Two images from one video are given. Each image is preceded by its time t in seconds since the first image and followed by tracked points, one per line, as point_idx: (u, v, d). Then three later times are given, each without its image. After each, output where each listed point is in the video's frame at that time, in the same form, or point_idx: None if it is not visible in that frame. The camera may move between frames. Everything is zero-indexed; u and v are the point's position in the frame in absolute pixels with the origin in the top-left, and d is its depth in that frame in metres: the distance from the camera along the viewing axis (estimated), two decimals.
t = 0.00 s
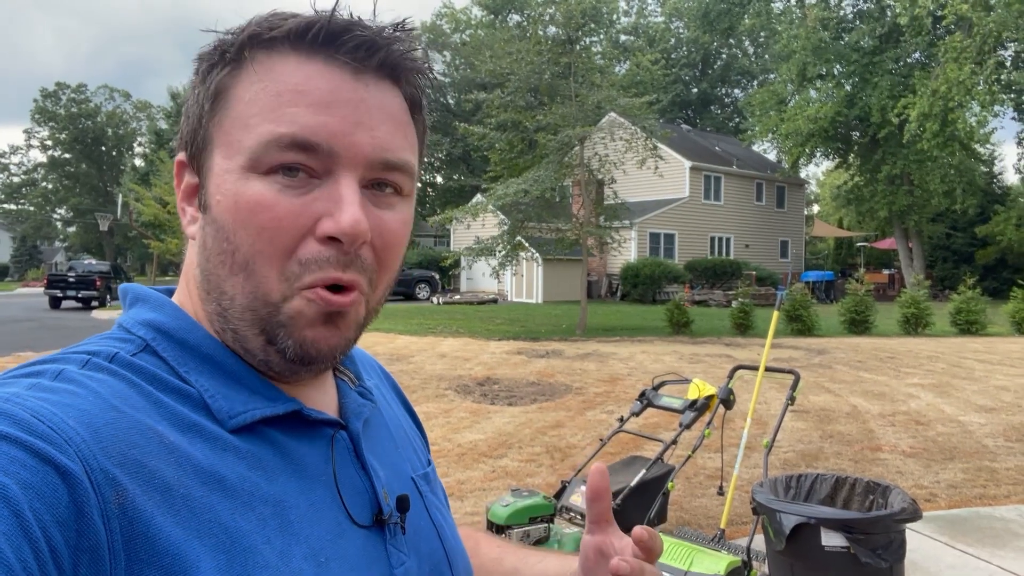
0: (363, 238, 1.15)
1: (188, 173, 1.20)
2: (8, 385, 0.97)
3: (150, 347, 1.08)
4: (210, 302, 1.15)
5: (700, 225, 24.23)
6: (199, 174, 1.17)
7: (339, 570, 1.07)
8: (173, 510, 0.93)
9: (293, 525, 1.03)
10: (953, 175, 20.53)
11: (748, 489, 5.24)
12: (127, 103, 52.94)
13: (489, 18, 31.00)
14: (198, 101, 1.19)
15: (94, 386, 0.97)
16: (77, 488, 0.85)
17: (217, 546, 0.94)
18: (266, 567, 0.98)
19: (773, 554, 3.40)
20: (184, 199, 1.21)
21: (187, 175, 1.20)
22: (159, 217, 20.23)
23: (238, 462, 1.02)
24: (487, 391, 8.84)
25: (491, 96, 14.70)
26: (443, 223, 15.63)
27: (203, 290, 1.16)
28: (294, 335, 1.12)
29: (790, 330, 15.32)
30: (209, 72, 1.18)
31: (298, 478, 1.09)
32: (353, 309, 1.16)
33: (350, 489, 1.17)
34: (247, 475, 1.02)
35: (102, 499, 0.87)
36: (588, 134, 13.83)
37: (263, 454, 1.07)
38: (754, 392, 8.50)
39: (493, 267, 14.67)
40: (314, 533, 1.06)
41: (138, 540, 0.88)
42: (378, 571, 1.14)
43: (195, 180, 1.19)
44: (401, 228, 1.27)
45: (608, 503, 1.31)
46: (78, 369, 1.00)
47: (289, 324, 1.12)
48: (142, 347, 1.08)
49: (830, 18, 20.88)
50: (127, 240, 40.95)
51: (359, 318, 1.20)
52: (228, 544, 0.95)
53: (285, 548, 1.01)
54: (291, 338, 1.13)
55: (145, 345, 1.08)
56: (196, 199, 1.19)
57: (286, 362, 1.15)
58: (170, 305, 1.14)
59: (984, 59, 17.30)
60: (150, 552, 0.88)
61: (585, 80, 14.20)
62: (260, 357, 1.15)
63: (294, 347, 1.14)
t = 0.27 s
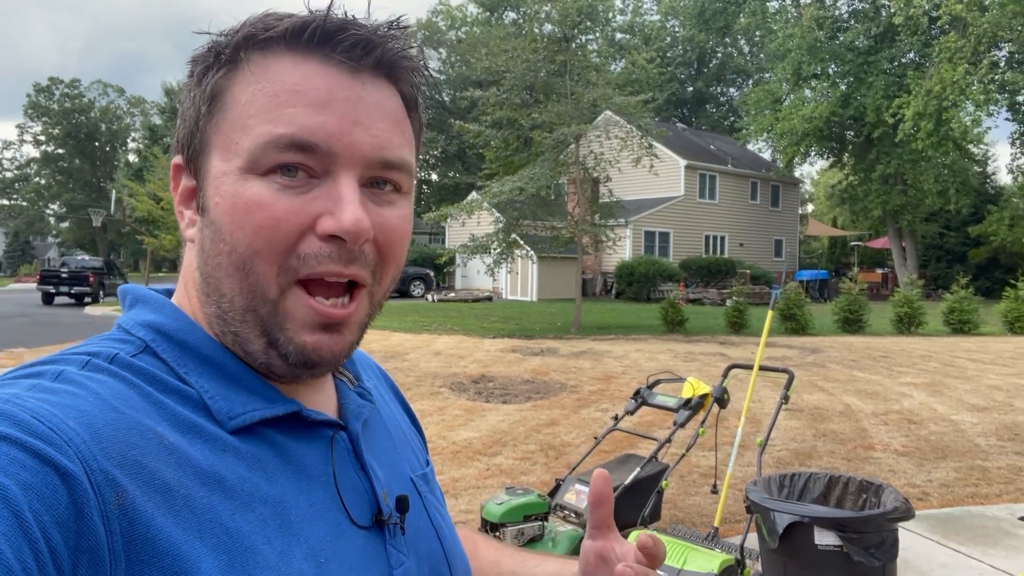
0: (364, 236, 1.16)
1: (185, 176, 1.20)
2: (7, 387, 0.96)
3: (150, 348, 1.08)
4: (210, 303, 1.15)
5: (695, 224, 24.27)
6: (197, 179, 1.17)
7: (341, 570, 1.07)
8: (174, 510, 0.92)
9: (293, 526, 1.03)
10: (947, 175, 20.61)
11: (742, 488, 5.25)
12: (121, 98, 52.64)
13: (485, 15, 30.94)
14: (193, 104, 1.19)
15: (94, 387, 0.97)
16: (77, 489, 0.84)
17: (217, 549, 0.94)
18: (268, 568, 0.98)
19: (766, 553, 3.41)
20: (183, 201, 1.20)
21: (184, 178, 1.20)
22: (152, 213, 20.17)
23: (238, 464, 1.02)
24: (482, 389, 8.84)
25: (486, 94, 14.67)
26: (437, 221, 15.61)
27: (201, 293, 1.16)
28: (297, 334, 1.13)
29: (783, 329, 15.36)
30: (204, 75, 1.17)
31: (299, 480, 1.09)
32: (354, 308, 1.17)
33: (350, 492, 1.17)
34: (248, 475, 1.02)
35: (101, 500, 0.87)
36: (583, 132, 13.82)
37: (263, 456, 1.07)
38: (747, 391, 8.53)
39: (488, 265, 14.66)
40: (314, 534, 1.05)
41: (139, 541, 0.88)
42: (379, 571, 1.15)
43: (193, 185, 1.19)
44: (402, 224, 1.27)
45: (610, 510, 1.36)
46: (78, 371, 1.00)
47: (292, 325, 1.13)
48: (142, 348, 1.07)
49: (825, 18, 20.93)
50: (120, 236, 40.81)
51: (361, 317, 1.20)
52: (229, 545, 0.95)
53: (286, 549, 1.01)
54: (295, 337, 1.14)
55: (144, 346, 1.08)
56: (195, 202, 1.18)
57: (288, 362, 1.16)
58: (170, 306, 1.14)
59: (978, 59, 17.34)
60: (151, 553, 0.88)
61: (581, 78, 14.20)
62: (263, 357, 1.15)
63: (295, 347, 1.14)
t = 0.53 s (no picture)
0: (365, 234, 1.16)
1: (183, 177, 1.20)
2: (6, 387, 0.96)
3: (150, 348, 1.08)
4: (210, 303, 1.15)
5: (692, 226, 24.31)
6: (194, 181, 1.17)
7: (340, 572, 1.06)
8: (173, 510, 0.92)
9: (292, 527, 1.03)
10: (944, 178, 20.67)
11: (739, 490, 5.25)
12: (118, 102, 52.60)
13: (483, 19, 30.99)
14: (192, 105, 1.19)
15: (93, 387, 0.97)
16: (76, 488, 0.85)
17: (215, 549, 0.94)
18: (267, 569, 0.97)
19: (764, 555, 3.41)
20: (181, 203, 1.20)
21: (180, 180, 1.20)
22: (150, 216, 20.17)
23: (237, 465, 1.02)
24: (480, 392, 8.84)
25: (484, 97, 14.68)
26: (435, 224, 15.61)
27: (202, 293, 1.16)
28: (299, 334, 1.13)
29: (781, 332, 15.37)
30: (203, 76, 1.17)
31: (299, 480, 1.09)
32: (354, 305, 1.17)
33: (349, 493, 1.17)
34: (248, 476, 1.02)
35: (100, 500, 0.86)
36: (581, 136, 13.82)
37: (263, 456, 1.07)
38: (745, 394, 8.54)
39: (486, 268, 14.66)
40: (314, 535, 1.05)
41: (138, 541, 0.87)
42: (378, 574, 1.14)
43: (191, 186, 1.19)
44: (401, 222, 1.27)
45: (620, 525, 1.31)
46: (77, 371, 1.00)
47: (294, 323, 1.13)
48: (141, 348, 1.07)
49: (822, 21, 20.99)
50: (117, 239, 40.77)
51: (361, 315, 1.21)
52: (228, 545, 0.95)
53: (285, 549, 1.01)
54: (297, 337, 1.14)
55: (143, 347, 1.08)
56: (195, 202, 1.19)
57: (290, 363, 1.16)
58: (169, 306, 1.14)
59: (974, 62, 17.39)
60: (150, 552, 0.88)
61: (578, 81, 14.23)
62: (266, 355, 1.15)
63: (298, 346, 1.14)
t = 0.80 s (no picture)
0: (363, 226, 1.17)
1: (173, 180, 1.19)
2: (3, 388, 0.96)
3: (147, 348, 1.08)
4: (208, 305, 1.15)
5: (693, 230, 24.32)
6: (186, 183, 1.17)
7: (337, 570, 1.06)
8: (170, 509, 0.92)
9: (290, 526, 1.03)
10: (944, 182, 20.69)
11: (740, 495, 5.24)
12: (119, 105, 52.69)
13: (484, 23, 31.05)
14: (177, 107, 1.18)
15: (89, 388, 0.97)
16: (73, 487, 0.84)
17: (215, 545, 0.94)
18: (266, 566, 0.97)
19: (764, 559, 3.40)
20: (168, 207, 1.20)
21: (170, 183, 1.19)
22: (150, 219, 20.19)
23: (235, 463, 1.02)
24: (480, 395, 8.84)
25: (484, 101, 14.70)
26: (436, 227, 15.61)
27: (198, 294, 1.16)
28: (303, 327, 1.14)
29: (781, 336, 15.36)
30: (185, 79, 1.17)
31: (296, 479, 1.09)
32: (355, 296, 1.18)
33: (347, 492, 1.17)
34: (244, 475, 1.02)
35: (98, 499, 0.86)
36: (582, 140, 13.83)
37: (260, 456, 1.06)
38: (745, 398, 8.54)
39: (486, 271, 14.66)
40: (312, 533, 1.05)
41: (137, 539, 0.87)
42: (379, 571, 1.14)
43: (181, 188, 1.18)
44: (394, 214, 1.27)
45: (624, 530, 1.30)
46: (73, 372, 1.00)
47: (295, 312, 1.13)
48: (138, 349, 1.07)
49: (822, 26, 21.03)
50: (118, 242, 40.80)
51: (360, 308, 1.21)
52: (225, 542, 0.95)
53: (284, 547, 1.01)
54: (302, 328, 1.14)
55: (140, 347, 1.08)
56: (185, 205, 1.18)
57: (295, 354, 1.16)
58: (166, 306, 1.14)
59: (975, 67, 17.40)
60: (149, 551, 0.88)
61: (579, 85, 14.26)
62: (268, 351, 1.15)
63: (297, 340, 1.15)
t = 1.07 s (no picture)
0: (368, 224, 1.17)
1: (170, 183, 1.19)
2: (6, 389, 0.96)
3: (149, 348, 1.08)
4: (211, 305, 1.15)
5: (694, 230, 24.31)
6: (186, 185, 1.17)
7: (341, 569, 1.06)
8: (174, 509, 0.92)
9: (293, 524, 1.03)
10: (946, 183, 20.66)
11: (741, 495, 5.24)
12: (121, 103, 52.71)
13: (486, 22, 31.03)
14: (174, 109, 1.18)
15: (93, 388, 0.97)
16: (77, 486, 0.84)
17: (219, 543, 0.94)
18: (271, 564, 0.97)
19: (766, 560, 3.40)
20: (168, 209, 1.20)
21: (168, 187, 1.19)
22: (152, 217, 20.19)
23: (238, 462, 1.02)
24: (481, 394, 8.83)
25: (486, 100, 14.69)
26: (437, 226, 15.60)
27: (201, 295, 1.16)
28: (309, 322, 1.14)
29: (783, 336, 15.34)
30: (183, 80, 1.17)
31: (298, 477, 1.09)
32: (359, 293, 1.18)
33: (349, 490, 1.17)
34: (247, 475, 1.02)
35: (102, 499, 0.86)
36: (584, 139, 13.83)
37: (262, 455, 1.06)
38: (747, 398, 8.54)
39: (487, 270, 14.66)
40: (315, 532, 1.05)
41: (141, 538, 0.87)
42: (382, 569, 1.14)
43: (180, 190, 1.18)
44: (395, 211, 1.28)
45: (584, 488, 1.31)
46: (76, 372, 1.00)
47: (299, 309, 1.13)
48: (140, 349, 1.07)
49: (825, 25, 21.00)
50: (120, 240, 40.82)
51: (364, 304, 1.21)
52: (230, 541, 0.95)
53: (287, 545, 1.01)
54: (308, 325, 1.14)
55: (143, 347, 1.08)
56: (185, 206, 1.18)
57: (300, 351, 1.16)
58: (168, 307, 1.14)
59: (977, 67, 17.36)
60: (153, 551, 0.88)
61: (581, 84, 14.25)
62: (272, 349, 1.15)
63: (301, 338, 1.15)
